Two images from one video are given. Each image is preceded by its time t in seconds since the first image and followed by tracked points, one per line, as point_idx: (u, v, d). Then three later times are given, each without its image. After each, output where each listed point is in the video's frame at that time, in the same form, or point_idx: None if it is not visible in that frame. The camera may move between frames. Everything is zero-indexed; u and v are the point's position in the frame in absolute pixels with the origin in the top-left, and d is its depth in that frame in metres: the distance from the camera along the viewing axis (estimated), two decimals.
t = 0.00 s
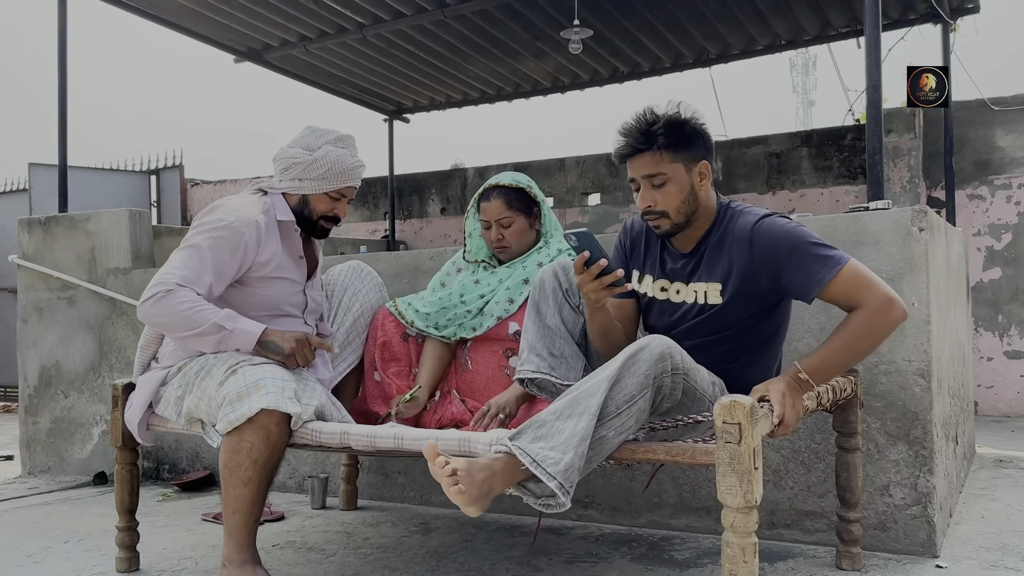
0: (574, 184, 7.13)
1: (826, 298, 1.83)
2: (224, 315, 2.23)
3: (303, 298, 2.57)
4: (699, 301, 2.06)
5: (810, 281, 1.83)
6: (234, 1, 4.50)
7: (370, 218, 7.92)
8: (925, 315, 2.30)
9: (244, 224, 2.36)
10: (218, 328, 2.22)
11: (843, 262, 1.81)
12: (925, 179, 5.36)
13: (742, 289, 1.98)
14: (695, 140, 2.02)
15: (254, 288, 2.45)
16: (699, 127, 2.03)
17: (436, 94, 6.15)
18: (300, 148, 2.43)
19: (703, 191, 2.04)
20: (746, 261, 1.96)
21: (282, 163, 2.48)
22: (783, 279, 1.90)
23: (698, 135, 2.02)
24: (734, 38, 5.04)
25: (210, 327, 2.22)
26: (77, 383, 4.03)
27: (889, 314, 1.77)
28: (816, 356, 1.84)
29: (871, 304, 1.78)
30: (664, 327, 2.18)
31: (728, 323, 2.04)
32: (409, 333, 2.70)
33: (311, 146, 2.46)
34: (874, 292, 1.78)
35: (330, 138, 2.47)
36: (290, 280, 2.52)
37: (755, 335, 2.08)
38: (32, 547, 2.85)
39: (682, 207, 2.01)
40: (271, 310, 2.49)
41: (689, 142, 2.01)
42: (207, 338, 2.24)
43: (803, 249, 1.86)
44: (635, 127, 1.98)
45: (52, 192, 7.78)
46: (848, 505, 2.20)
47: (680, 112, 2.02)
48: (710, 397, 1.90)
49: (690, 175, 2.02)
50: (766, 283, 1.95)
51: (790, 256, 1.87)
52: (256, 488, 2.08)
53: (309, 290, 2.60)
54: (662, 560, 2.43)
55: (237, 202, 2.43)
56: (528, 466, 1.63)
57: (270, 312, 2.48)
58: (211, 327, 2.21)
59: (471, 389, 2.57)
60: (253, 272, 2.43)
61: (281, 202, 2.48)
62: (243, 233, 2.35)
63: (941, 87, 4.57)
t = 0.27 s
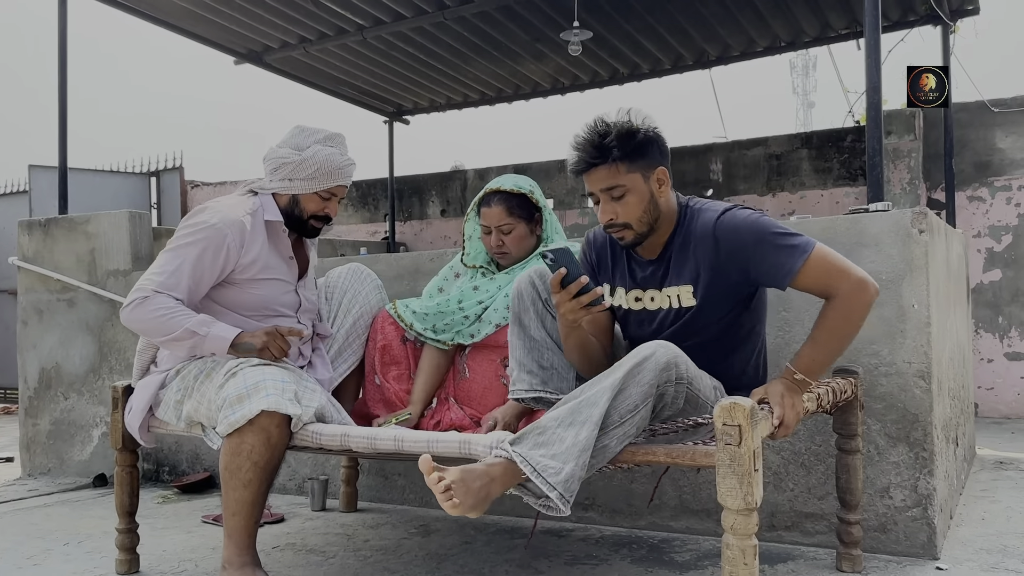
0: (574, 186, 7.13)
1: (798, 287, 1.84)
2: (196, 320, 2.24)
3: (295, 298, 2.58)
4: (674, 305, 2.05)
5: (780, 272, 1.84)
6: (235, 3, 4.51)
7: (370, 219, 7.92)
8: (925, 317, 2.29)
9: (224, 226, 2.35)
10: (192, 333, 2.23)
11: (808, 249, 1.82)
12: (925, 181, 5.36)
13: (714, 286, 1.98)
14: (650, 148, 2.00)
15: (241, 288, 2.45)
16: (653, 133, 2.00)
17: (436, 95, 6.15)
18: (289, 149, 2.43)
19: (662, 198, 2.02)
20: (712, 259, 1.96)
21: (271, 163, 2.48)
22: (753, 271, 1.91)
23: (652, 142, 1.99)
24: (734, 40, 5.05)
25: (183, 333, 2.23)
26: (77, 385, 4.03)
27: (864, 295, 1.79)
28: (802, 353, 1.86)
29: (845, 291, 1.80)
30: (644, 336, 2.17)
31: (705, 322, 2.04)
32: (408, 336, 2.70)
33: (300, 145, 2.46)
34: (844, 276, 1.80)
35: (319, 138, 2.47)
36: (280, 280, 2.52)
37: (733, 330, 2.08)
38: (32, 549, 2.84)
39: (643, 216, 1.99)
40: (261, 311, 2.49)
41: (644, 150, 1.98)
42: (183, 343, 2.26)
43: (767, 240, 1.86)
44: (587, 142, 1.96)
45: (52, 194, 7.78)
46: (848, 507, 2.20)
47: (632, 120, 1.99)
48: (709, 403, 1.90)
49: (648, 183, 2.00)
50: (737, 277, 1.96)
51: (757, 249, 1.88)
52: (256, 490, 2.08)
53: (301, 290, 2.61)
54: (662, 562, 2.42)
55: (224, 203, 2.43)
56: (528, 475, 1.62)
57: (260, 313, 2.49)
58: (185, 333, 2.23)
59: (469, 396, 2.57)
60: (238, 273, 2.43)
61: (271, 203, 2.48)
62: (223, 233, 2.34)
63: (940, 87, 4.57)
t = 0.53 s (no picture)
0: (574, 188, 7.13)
1: (773, 271, 1.87)
2: (193, 320, 2.24)
3: (292, 299, 2.58)
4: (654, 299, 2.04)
5: (756, 258, 1.87)
6: (236, 6, 4.52)
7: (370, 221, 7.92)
8: (926, 319, 2.29)
9: (220, 225, 2.36)
10: (187, 334, 2.23)
11: (781, 236, 1.86)
12: (925, 183, 5.36)
13: (694, 274, 1.99)
14: (619, 144, 1.98)
15: (236, 288, 2.45)
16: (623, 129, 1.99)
17: (436, 98, 6.16)
18: (281, 148, 2.44)
19: (632, 195, 2.02)
20: (688, 245, 1.97)
21: (264, 163, 2.49)
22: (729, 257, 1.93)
23: (621, 137, 1.98)
24: (734, 42, 5.05)
25: (179, 333, 2.23)
26: (77, 387, 4.03)
27: (834, 288, 1.85)
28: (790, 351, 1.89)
29: (813, 284, 1.85)
30: (627, 335, 2.15)
31: (686, 313, 2.04)
32: (411, 337, 2.70)
33: (293, 144, 2.47)
34: (815, 262, 1.85)
35: (311, 136, 2.48)
36: (276, 280, 2.52)
37: (714, 321, 2.08)
38: (32, 551, 2.84)
39: (615, 214, 1.98)
40: (258, 312, 2.50)
41: (615, 146, 1.97)
42: (177, 343, 2.25)
43: (743, 225, 1.89)
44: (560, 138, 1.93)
45: (53, 196, 7.79)
46: (849, 509, 2.20)
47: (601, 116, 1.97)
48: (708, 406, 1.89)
49: (620, 180, 1.99)
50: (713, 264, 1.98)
51: (732, 235, 1.90)
52: (257, 492, 2.08)
53: (298, 291, 2.62)
54: (662, 564, 2.42)
55: (218, 204, 2.44)
56: (540, 497, 1.62)
57: (257, 314, 2.50)
58: (180, 334, 2.23)
59: (471, 400, 2.57)
60: (233, 272, 2.43)
61: (264, 203, 2.48)
62: (215, 233, 2.35)
63: (940, 87, 4.57)
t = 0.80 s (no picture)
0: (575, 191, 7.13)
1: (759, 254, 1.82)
2: (197, 335, 2.24)
3: (294, 301, 2.58)
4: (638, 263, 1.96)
5: (744, 234, 1.82)
6: (237, 9, 4.53)
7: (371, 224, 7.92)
8: (926, 322, 2.29)
9: (221, 231, 2.36)
10: (190, 348, 2.23)
11: (772, 220, 1.82)
12: (926, 186, 5.37)
13: (680, 243, 1.92)
14: (638, 104, 1.92)
15: (239, 292, 2.45)
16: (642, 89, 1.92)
17: (437, 101, 6.17)
18: (281, 150, 2.44)
19: (644, 157, 1.96)
20: (682, 211, 1.91)
21: (265, 166, 2.49)
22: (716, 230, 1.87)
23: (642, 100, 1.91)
24: (734, 45, 5.06)
25: (182, 347, 2.23)
26: (78, 390, 4.03)
27: (809, 290, 1.80)
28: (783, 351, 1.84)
29: (790, 280, 1.81)
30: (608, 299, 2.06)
31: (668, 285, 1.95)
32: (411, 339, 2.71)
33: (293, 147, 2.47)
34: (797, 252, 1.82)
35: (312, 139, 2.48)
36: (278, 283, 2.52)
37: (696, 299, 1.98)
38: (33, 554, 2.84)
39: (626, 175, 1.93)
40: (261, 316, 2.50)
41: (635, 104, 1.90)
42: (180, 356, 2.25)
43: (739, 201, 1.84)
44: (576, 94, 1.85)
45: (54, 199, 7.80)
46: (850, 512, 2.19)
47: (623, 74, 1.90)
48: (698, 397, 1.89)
49: (634, 142, 1.93)
50: (700, 237, 1.92)
51: (726, 209, 1.85)
52: (259, 496, 2.08)
53: (300, 294, 2.62)
54: (663, 567, 2.42)
55: (218, 208, 2.44)
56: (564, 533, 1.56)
57: (260, 318, 2.50)
58: (183, 347, 2.23)
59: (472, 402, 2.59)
60: (235, 276, 2.43)
61: (266, 206, 2.49)
62: (217, 236, 2.35)
63: (940, 87, 4.58)
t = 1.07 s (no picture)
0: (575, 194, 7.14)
1: (745, 262, 1.77)
2: (201, 338, 2.25)
3: (297, 304, 2.59)
4: (628, 266, 1.96)
5: (730, 239, 1.78)
6: (238, 13, 4.54)
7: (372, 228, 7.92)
8: (926, 326, 2.29)
9: (225, 235, 2.36)
10: (194, 352, 2.25)
11: (762, 226, 1.78)
12: (926, 190, 5.37)
13: (669, 246, 1.90)
14: (648, 115, 1.92)
15: (243, 295, 2.46)
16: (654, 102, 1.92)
17: (437, 104, 6.18)
18: (285, 154, 2.45)
19: (652, 170, 1.97)
20: (671, 216, 1.89)
21: (269, 170, 2.50)
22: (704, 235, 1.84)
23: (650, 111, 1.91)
24: (735, 49, 5.07)
25: (187, 351, 2.24)
26: (79, 393, 4.04)
27: (796, 294, 1.78)
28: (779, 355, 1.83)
29: (780, 284, 1.78)
30: (603, 300, 2.06)
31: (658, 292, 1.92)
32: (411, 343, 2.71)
33: (297, 151, 2.47)
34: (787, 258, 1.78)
35: (316, 143, 2.48)
36: (282, 286, 2.53)
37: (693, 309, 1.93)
38: (33, 558, 2.84)
39: (631, 186, 1.94)
40: (264, 318, 2.50)
41: (645, 116, 1.91)
42: (184, 360, 2.28)
43: (726, 206, 1.81)
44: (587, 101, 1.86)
45: (55, 203, 7.81)
46: (851, 516, 2.19)
47: (635, 84, 1.90)
48: (703, 420, 1.88)
49: (641, 153, 1.94)
50: (691, 242, 1.89)
51: (715, 213, 1.81)
52: (259, 500, 2.08)
53: (304, 297, 2.62)
54: (664, 571, 2.42)
55: (224, 211, 2.44)
56: None
57: (263, 320, 2.51)
58: (187, 351, 2.24)
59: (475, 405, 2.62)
60: (239, 279, 2.44)
61: (270, 209, 2.49)
62: (223, 239, 2.36)
63: (941, 87, 4.58)
